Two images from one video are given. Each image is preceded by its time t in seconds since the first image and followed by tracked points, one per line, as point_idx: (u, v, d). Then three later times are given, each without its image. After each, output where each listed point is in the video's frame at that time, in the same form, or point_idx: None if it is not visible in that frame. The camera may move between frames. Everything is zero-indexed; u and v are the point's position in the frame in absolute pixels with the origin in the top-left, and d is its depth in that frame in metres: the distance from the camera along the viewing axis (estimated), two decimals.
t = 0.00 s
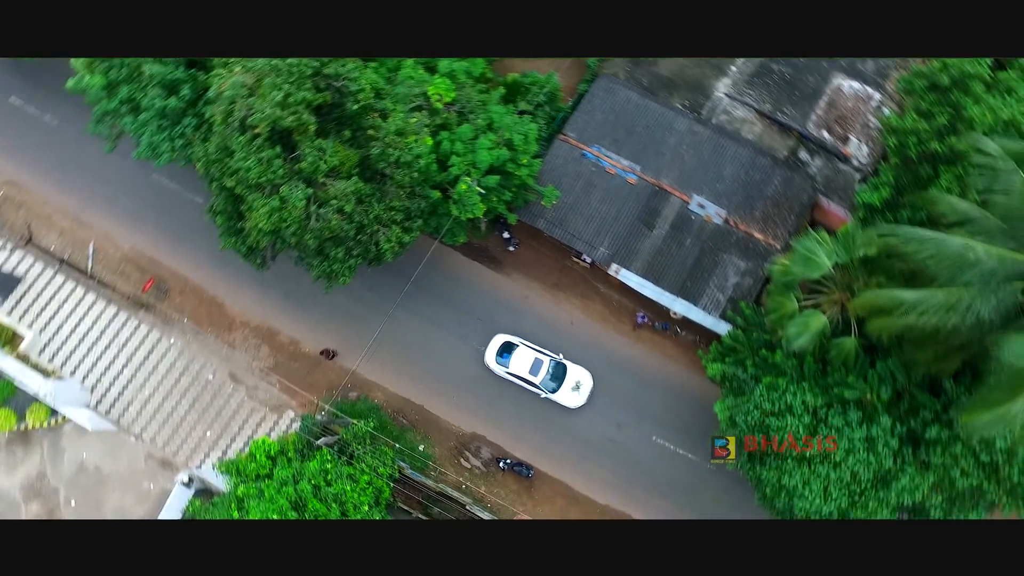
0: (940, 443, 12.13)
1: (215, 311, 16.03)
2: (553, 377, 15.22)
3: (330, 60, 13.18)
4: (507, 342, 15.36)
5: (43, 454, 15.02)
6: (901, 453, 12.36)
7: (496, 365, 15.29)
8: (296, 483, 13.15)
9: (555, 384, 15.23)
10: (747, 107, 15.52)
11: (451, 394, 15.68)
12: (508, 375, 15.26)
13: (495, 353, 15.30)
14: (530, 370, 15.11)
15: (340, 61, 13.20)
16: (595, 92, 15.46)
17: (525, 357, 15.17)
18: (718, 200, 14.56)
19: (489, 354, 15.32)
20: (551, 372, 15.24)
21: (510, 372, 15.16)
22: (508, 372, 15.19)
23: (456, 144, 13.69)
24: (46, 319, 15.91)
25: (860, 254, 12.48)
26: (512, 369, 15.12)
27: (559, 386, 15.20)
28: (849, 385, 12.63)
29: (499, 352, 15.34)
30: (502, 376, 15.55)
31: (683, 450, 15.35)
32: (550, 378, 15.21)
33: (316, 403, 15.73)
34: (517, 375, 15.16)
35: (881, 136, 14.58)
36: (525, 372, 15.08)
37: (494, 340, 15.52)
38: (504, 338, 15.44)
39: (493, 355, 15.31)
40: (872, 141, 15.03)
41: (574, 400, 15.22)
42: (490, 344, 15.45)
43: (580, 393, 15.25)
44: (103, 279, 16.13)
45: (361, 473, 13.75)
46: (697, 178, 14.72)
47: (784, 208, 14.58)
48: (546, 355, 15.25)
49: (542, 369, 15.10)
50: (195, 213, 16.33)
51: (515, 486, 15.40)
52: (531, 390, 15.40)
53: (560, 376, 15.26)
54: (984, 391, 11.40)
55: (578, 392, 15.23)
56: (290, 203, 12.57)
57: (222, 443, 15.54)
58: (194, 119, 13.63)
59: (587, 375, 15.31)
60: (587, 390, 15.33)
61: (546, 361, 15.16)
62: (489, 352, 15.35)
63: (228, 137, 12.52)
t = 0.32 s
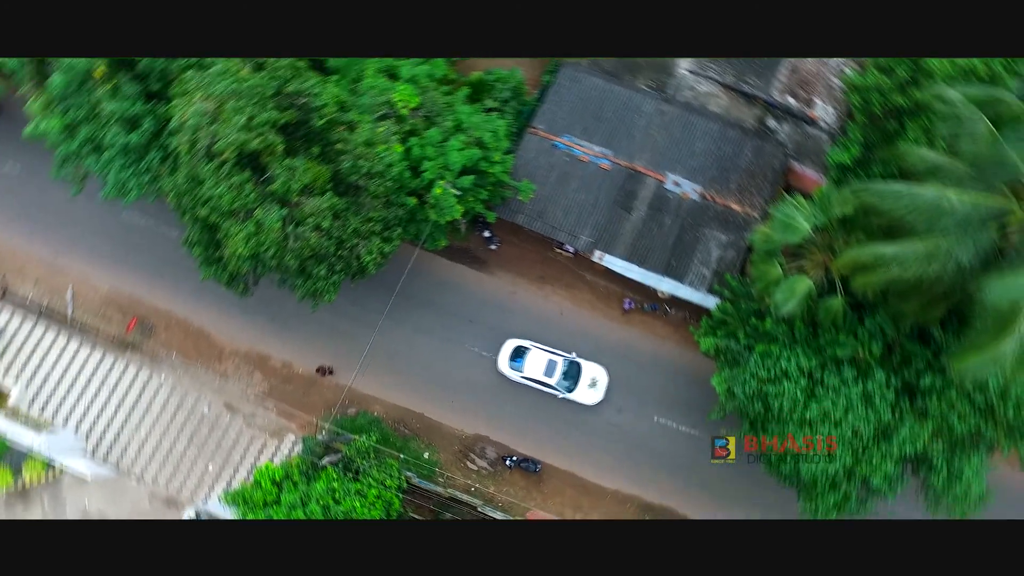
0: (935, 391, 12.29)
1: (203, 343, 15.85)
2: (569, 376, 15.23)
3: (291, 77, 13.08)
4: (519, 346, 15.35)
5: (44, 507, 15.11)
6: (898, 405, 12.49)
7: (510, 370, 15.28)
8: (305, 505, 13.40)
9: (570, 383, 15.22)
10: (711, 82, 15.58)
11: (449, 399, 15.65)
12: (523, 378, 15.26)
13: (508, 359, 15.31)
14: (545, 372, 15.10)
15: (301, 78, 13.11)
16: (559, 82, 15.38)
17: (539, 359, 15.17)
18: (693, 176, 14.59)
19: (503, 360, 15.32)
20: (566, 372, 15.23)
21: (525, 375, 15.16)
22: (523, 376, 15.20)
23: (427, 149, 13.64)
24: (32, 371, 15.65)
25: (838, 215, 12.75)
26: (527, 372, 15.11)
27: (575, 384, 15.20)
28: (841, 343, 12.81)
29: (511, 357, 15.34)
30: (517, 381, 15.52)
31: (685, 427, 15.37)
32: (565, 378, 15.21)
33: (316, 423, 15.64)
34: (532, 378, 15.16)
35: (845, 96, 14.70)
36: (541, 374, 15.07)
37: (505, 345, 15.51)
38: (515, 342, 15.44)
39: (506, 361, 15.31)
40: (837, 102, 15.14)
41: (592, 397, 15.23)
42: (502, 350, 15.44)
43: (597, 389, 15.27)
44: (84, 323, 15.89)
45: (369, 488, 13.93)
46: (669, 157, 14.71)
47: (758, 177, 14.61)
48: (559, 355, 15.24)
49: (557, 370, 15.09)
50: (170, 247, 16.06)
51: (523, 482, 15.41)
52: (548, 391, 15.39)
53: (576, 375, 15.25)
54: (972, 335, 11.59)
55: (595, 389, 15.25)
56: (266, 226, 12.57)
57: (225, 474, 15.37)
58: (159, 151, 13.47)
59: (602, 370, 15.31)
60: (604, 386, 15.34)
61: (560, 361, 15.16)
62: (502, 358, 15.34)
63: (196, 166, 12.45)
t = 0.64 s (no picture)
0: (925, 336, 12.52)
1: (195, 383, 15.66)
2: (587, 372, 15.25)
3: (249, 105, 13.01)
4: (534, 349, 15.34)
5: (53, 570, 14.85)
6: (891, 355, 12.65)
7: (527, 375, 15.26)
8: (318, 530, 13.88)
9: (588, 379, 15.23)
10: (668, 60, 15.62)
11: (449, 406, 15.59)
12: (541, 381, 15.25)
13: (523, 363, 15.28)
14: (562, 371, 15.12)
15: (260, 104, 13.06)
16: (519, 77, 15.30)
17: (554, 359, 15.18)
18: (662, 155, 14.63)
19: (518, 365, 15.29)
20: (582, 369, 15.25)
21: (543, 377, 15.17)
22: (540, 378, 15.19)
23: (395, 160, 13.60)
24: (23, 435, 15.37)
25: (809, 176, 12.84)
26: (544, 374, 15.11)
27: (593, 380, 15.21)
28: (827, 302, 12.97)
29: (527, 360, 15.32)
30: (533, 384, 15.48)
31: (685, 404, 15.38)
32: (583, 375, 15.22)
33: (318, 448, 15.52)
34: (550, 380, 15.17)
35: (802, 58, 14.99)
36: (558, 374, 15.09)
37: (518, 350, 15.48)
38: (529, 346, 15.42)
39: (522, 365, 15.29)
40: (794, 66, 15.46)
41: (611, 391, 15.23)
42: (516, 356, 15.40)
43: (615, 383, 15.26)
44: (71, 379, 15.63)
45: (380, 505, 14.19)
46: (637, 139, 14.74)
47: (727, 148, 14.72)
48: (574, 353, 15.28)
49: (574, 368, 15.11)
50: (149, 291, 15.81)
51: (534, 480, 15.39)
52: (566, 391, 15.38)
53: (593, 370, 15.28)
54: (952, 277, 11.78)
55: (612, 382, 15.25)
56: (243, 257, 12.43)
57: (233, 512, 15.20)
58: (125, 196, 13.27)
59: (617, 363, 15.33)
60: (621, 379, 15.34)
61: (576, 359, 15.18)
62: (517, 363, 15.31)
63: (165, 205, 12.33)
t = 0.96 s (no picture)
0: (906, 281, 12.73)
1: (191, 430, 15.44)
2: (604, 364, 15.19)
3: (206, 143, 12.90)
4: (548, 348, 15.28)
5: None
6: (876, 303, 12.82)
7: (545, 375, 15.22)
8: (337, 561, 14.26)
9: (606, 371, 15.18)
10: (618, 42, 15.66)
11: (450, 416, 15.54)
12: (559, 379, 15.21)
13: (539, 364, 15.23)
14: (579, 366, 15.07)
15: (217, 141, 12.98)
16: (474, 78, 15.22)
17: (570, 355, 15.13)
18: (626, 137, 14.66)
19: (535, 366, 15.23)
20: (599, 362, 15.18)
21: (561, 375, 15.13)
22: (558, 376, 15.16)
23: (361, 178, 13.50)
24: (22, 508, 15.06)
25: (771, 138, 13.03)
26: (561, 371, 15.07)
27: (611, 370, 15.17)
28: (806, 259, 13.13)
29: (542, 360, 15.26)
30: (552, 383, 15.42)
31: (684, 379, 15.35)
32: (600, 367, 15.17)
33: (326, 477, 15.39)
34: (568, 376, 15.13)
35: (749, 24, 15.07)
36: (574, 369, 15.04)
37: (532, 352, 15.41)
38: (542, 345, 15.36)
39: (538, 365, 15.23)
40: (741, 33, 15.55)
41: (630, 378, 15.20)
42: (531, 357, 15.34)
43: (632, 371, 15.22)
44: (65, 444, 15.36)
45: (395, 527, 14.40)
46: (599, 125, 14.75)
47: (688, 122, 14.79)
48: (589, 346, 15.23)
49: (591, 361, 15.07)
50: (131, 344, 15.55)
51: (546, 476, 15.37)
52: (585, 385, 15.33)
53: (609, 361, 15.23)
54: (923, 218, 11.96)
55: (630, 370, 15.21)
56: (222, 296, 12.38)
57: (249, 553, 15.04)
58: (92, 252, 13.04)
59: (633, 350, 15.31)
60: (638, 366, 15.29)
61: (591, 352, 15.13)
62: (533, 364, 15.26)
63: (135, 256, 12.19)
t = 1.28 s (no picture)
0: (879, 226, 12.88)
1: (194, 480, 15.27)
2: (619, 349, 15.19)
3: (167, 190, 12.78)
4: (562, 342, 15.24)
5: None
6: (853, 252, 12.97)
7: (562, 370, 15.20)
8: None
9: (622, 356, 15.18)
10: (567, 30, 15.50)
11: (452, 425, 15.48)
12: (577, 371, 15.20)
13: (555, 359, 15.23)
14: (595, 356, 15.05)
15: (178, 186, 12.84)
16: (427, 88, 15.17)
17: (584, 346, 15.10)
18: (586, 125, 14.67)
19: (551, 362, 15.21)
20: (614, 348, 15.17)
21: (578, 368, 15.12)
22: (576, 369, 15.15)
23: (329, 202, 13.39)
24: None
25: (728, 106, 13.24)
26: (578, 364, 15.05)
27: (627, 355, 15.17)
28: (780, 220, 13.28)
29: (558, 355, 15.23)
30: (570, 376, 15.42)
31: (678, 354, 15.42)
32: (616, 353, 15.15)
33: (337, 505, 15.30)
34: (586, 367, 15.11)
35: None
36: (591, 360, 15.02)
37: (546, 348, 15.38)
38: (555, 340, 15.33)
39: (554, 361, 15.21)
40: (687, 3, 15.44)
41: (646, 360, 15.23)
42: (545, 354, 15.32)
43: (647, 352, 15.25)
44: (67, 514, 15.12)
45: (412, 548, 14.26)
46: (558, 116, 14.73)
47: (644, 101, 14.81)
48: (602, 334, 15.21)
49: (606, 349, 15.04)
50: (120, 403, 15.27)
51: (556, 470, 15.36)
52: (603, 373, 15.34)
53: (624, 346, 15.22)
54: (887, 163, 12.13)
55: (645, 353, 15.24)
56: (206, 341, 12.26)
57: None
58: (65, 316, 12.78)
59: (646, 332, 15.30)
60: (653, 347, 15.33)
61: (605, 340, 15.10)
62: (549, 360, 15.23)
63: (111, 313, 11.99)
